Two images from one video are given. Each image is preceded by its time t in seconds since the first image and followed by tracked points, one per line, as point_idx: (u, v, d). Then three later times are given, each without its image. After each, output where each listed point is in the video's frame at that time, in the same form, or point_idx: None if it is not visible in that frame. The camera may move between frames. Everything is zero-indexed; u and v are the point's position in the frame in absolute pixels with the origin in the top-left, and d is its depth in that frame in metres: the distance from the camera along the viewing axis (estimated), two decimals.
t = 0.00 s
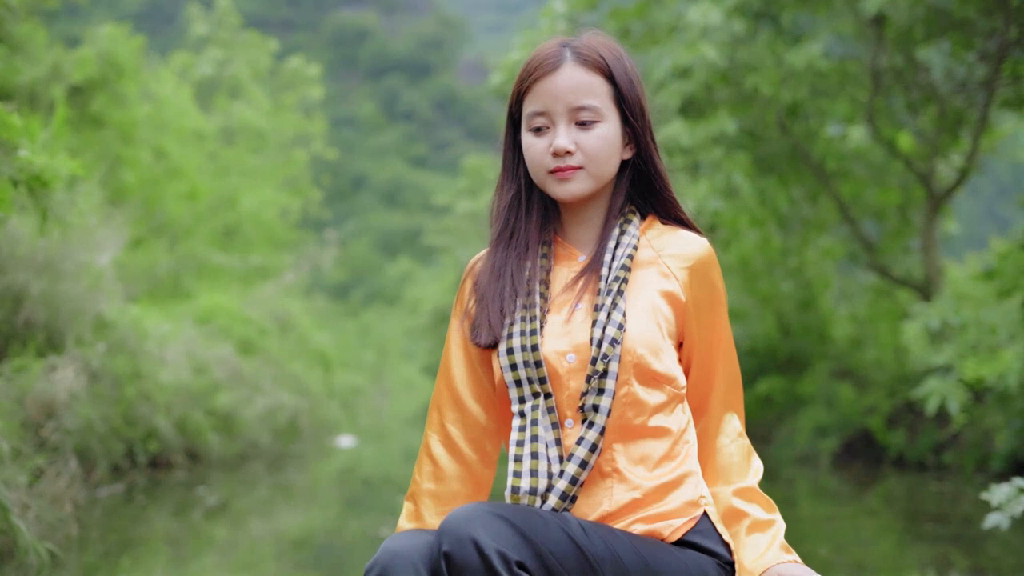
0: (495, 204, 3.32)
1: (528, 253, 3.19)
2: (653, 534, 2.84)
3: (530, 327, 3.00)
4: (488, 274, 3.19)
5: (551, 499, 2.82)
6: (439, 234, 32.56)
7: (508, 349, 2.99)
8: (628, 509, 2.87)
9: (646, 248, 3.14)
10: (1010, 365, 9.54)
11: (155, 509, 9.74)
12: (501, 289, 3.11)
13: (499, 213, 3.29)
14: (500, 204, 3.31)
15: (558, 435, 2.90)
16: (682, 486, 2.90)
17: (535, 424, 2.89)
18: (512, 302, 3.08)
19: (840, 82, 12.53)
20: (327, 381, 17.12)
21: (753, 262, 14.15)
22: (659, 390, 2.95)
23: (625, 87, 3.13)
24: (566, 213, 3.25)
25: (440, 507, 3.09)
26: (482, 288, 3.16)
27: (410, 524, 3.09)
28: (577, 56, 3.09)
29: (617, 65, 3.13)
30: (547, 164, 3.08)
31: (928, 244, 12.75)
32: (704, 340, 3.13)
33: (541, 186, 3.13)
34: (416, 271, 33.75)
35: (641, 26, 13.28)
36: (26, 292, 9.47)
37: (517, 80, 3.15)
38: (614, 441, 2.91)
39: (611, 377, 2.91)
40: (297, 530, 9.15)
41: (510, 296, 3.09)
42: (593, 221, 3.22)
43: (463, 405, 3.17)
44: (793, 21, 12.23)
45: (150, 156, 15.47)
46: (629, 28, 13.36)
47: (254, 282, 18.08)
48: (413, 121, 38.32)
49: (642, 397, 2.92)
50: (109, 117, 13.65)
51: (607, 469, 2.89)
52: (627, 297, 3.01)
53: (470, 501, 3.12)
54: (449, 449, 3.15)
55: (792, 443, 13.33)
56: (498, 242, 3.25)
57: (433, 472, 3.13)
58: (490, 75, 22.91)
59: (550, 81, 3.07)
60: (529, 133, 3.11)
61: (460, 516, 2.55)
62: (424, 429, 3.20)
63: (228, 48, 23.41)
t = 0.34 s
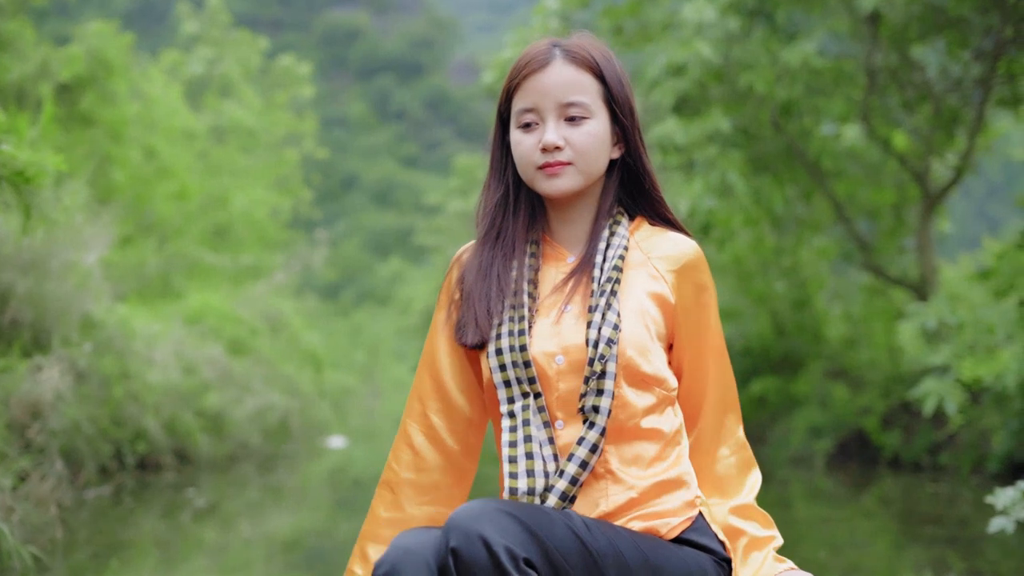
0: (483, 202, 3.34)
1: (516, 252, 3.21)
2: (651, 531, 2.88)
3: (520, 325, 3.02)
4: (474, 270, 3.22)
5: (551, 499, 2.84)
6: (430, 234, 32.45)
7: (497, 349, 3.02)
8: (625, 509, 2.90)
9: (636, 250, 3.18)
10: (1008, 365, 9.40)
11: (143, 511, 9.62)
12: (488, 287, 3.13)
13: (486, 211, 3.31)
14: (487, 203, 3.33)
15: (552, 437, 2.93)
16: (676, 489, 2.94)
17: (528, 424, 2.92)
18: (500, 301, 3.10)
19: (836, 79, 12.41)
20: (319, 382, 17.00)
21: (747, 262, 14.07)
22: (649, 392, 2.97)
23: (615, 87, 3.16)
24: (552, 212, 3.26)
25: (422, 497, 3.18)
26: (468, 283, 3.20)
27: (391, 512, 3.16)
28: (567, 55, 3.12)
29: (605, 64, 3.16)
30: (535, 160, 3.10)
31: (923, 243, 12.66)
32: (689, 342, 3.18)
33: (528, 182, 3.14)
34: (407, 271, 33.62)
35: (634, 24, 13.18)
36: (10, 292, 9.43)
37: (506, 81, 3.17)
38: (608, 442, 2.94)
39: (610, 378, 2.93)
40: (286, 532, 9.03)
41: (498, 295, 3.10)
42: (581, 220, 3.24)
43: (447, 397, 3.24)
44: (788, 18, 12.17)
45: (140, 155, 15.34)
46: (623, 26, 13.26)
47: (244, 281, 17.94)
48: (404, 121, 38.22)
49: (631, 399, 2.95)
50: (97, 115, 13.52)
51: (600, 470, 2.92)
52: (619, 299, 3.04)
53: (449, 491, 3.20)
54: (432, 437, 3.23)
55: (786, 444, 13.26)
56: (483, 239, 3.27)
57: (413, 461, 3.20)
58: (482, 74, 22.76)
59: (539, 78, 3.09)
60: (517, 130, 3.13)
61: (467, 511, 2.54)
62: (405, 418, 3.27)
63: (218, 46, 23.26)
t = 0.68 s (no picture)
0: (475, 202, 3.31)
1: (509, 250, 3.21)
2: (654, 528, 2.94)
3: (519, 323, 3.05)
4: (465, 266, 3.22)
5: (563, 499, 2.88)
6: (423, 234, 32.37)
7: (496, 348, 3.04)
8: (628, 508, 2.95)
9: (631, 253, 3.22)
10: (1007, 365, 9.26)
11: (133, 513, 9.52)
12: (483, 284, 3.14)
13: (479, 209, 3.29)
14: (478, 202, 3.30)
15: (555, 438, 2.97)
16: (678, 491, 3.01)
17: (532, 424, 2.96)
18: (496, 299, 3.11)
19: (833, 78, 12.25)
20: (310, 382, 16.88)
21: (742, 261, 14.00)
22: (644, 394, 3.03)
23: (608, 88, 3.20)
24: (546, 210, 3.28)
25: (409, 488, 3.24)
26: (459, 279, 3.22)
27: (376, 502, 3.22)
28: (561, 55, 3.15)
29: (598, 64, 3.20)
30: (529, 158, 3.12)
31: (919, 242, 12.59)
32: (681, 342, 3.22)
33: (521, 181, 3.17)
34: (399, 270, 33.48)
35: (629, 22, 13.11)
36: None
37: (500, 80, 3.19)
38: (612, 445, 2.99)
39: (623, 383, 2.97)
40: (278, 533, 8.93)
41: (494, 292, 3.11)
42: (574, 221, 3.26)
43: (436, 388, 3.27)
44: (784, 16, 12.11)
45: (130, 154, 15.22)
46: (618, 23, 13.18)
47: (235, 281, 17.84)
48: (397, 121, 38.17)
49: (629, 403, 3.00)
50: (88, 113, 13.41)
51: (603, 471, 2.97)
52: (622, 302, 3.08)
53: (435, 481, 3.26)
54: (421, 428, 3.27)
55: (781, 444, 13.22)
56: (475, 234, 3.27)
57: (399, 451, 3.25)
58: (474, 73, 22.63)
59: (532, 77, 3.12)
60: (511, 129, 3.15)
61: (490, 508, 2.62)
62: (392, 407, 3.30)
63: (209, 44, 23.11)
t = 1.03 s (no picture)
0: (474, 202, 3.19)
1: (510, 248, 3.10)
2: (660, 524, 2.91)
3: (527, 324, 2.95)
4: (464, 263, 3.10)
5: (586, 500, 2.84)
6: (415, 234, 32.27)
7: (504, 348, 2.93)
8: (635, 507, 2.91)
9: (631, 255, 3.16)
10: (1007, 365, 9.21)
11: (121, 516, 9.39)
12: (487, 283, 3.03)
13: (480, 209, 3.16)
14: (478, 203, 3.18)
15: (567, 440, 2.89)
16: (677, 489, 2.98)
17: (548, 426, 2.88)
18: (500, 298, 3.00)
19: (829, 75, 12.18)
20: (301, 383, 16.76)
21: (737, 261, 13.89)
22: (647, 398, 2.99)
23: (608, 89, 3.13)
24: (545, 210, 3.18)
25: (401, 487, 3.12)
26: (458, 277, 3.10)
27: (366, 503, 3.10)
28: (562, 55, 3.07)
29: (599, 64, 3.12)
30: (531, 157, 3.04)
31: (916, 241, 12.51)
32: (680, 346, 3.16)
33: (522, 181, 3.07)
34: (391, 270, 33.34)
35: (624, 19, 13.01)
36: None
37: (499, 80, 3.10)
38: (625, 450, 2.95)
39: (641, 388, 2.93)
40: (268, 536, 8.82)
41: (498, 292, 3.01)
42: (574, 221, 3.17)
43: (430, 387, 3.16)
44: (783, 10, 11.96)
45: (120, 152, 15.09)
46: (612, 21, 13.08)
47: (225, 281, 17.71)
48: (388, 121, 38.08)
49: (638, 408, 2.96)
50: (77, 111, 13.28)
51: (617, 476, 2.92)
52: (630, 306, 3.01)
53: (427, 480, 3.15)
54: (413, 428, 3.16)
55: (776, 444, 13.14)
56: (473, 233, 3.15)
57: (392, 450, 3.13)
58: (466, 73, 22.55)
59: (535, 76, 3.04)
60: (511, 129, 3.06)
61: (545, 506, 2.58)
62: (384, 406, 3.18)
63: (200, 42, 22.92)
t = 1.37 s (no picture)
0: (473, 201, 3.08)
1: (511, 250, 3.01)
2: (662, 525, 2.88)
3: (533, 329, 2.88)
4: (466, 265, 3.00)
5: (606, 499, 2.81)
6: (408, 233, 32.18)
7: (511, 353, 2.86)
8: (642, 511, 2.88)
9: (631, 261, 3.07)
10: (1006, 365, 9.12)
11: (112, 518, 9.29)
12: (491, 286, 2.93)
13: (480, 210, 3.06)
14: (478, 204, 3.08)
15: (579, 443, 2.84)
16: (678, 492, 2.94)
17: (561, 428, 2.82)
18: (504, 303, 2.91)
19: (825, 71, 12.06)
20: (293, 383, 16.62)
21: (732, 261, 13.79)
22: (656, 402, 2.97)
23: (611, 94, 3.04)
24: (542, 211, 3.08)
25: (403, 493, 3.02)
26: (459, 280, 3.00)
27: (370, 510, 3.00)
28: (566, 57, 2.98)
29: (603, 68, 3.04)
30: (537, 159, 2.95)
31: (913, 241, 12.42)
32: (672, 360, 3.03)
33: (525, 184, 2.99)
34: (383, 270, 33.20)
35: (618, 17, 12.91)
36: None
37: (501, 81, 3.01)
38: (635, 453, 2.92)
39: (657, 393, 2.91)
40: (261, 538, 8.73)
41: (502, 295, 2.92)
42: (574, 224, 3.08)
43: (429, 391, 3.06)
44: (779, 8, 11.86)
45: (111, 151, 14.97)
46: (607, 19, 12.98)
47: (217, 280, 17.58)
48: (381, 121, 38.10)
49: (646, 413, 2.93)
50: (68, 109, 13.16)
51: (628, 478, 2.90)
52: (637, 312, 2.96)
53: (428, 486, 3.05)
54: (413, 434, 3.05)
55: (773, 444, 13.07)
56: (472, 234, 3.05)
57: (393, 457, 3.03)
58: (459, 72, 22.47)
59: (540, 78, 2.95)
60: (514, 130, 2.97)
61: (597, 504, 2.54)
62: (383, 412, 3.07)
63: (192, 41, 22.79)
